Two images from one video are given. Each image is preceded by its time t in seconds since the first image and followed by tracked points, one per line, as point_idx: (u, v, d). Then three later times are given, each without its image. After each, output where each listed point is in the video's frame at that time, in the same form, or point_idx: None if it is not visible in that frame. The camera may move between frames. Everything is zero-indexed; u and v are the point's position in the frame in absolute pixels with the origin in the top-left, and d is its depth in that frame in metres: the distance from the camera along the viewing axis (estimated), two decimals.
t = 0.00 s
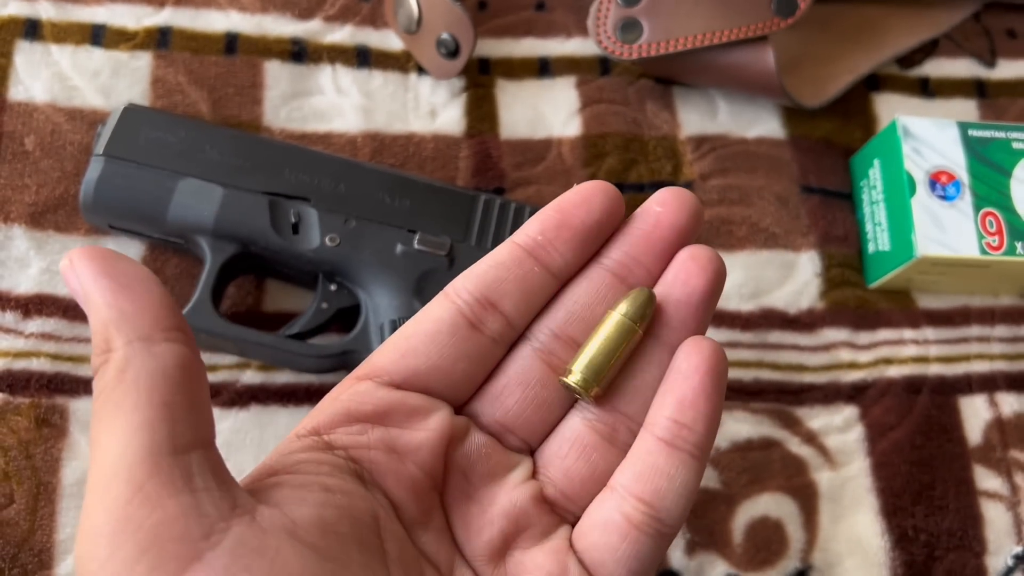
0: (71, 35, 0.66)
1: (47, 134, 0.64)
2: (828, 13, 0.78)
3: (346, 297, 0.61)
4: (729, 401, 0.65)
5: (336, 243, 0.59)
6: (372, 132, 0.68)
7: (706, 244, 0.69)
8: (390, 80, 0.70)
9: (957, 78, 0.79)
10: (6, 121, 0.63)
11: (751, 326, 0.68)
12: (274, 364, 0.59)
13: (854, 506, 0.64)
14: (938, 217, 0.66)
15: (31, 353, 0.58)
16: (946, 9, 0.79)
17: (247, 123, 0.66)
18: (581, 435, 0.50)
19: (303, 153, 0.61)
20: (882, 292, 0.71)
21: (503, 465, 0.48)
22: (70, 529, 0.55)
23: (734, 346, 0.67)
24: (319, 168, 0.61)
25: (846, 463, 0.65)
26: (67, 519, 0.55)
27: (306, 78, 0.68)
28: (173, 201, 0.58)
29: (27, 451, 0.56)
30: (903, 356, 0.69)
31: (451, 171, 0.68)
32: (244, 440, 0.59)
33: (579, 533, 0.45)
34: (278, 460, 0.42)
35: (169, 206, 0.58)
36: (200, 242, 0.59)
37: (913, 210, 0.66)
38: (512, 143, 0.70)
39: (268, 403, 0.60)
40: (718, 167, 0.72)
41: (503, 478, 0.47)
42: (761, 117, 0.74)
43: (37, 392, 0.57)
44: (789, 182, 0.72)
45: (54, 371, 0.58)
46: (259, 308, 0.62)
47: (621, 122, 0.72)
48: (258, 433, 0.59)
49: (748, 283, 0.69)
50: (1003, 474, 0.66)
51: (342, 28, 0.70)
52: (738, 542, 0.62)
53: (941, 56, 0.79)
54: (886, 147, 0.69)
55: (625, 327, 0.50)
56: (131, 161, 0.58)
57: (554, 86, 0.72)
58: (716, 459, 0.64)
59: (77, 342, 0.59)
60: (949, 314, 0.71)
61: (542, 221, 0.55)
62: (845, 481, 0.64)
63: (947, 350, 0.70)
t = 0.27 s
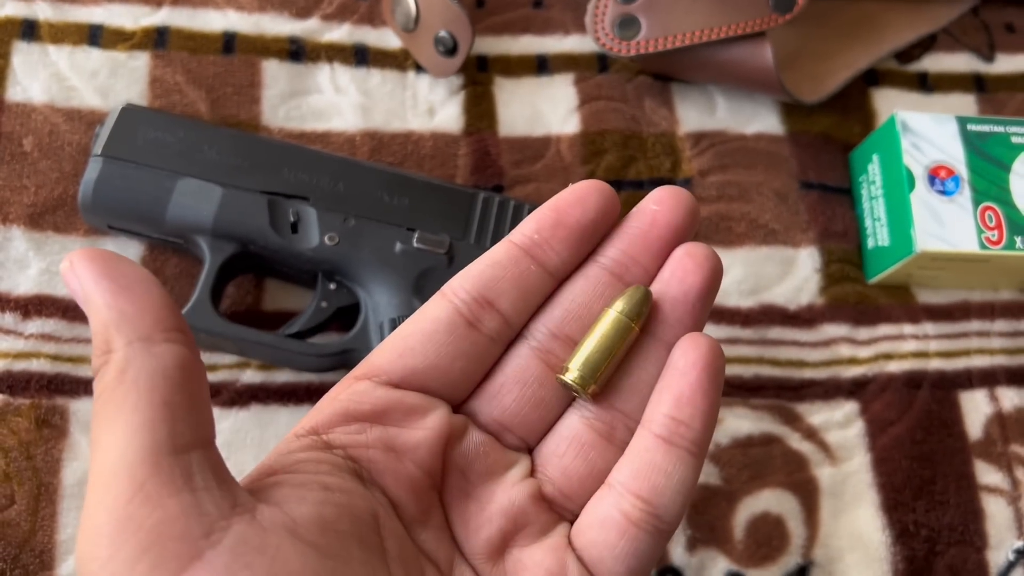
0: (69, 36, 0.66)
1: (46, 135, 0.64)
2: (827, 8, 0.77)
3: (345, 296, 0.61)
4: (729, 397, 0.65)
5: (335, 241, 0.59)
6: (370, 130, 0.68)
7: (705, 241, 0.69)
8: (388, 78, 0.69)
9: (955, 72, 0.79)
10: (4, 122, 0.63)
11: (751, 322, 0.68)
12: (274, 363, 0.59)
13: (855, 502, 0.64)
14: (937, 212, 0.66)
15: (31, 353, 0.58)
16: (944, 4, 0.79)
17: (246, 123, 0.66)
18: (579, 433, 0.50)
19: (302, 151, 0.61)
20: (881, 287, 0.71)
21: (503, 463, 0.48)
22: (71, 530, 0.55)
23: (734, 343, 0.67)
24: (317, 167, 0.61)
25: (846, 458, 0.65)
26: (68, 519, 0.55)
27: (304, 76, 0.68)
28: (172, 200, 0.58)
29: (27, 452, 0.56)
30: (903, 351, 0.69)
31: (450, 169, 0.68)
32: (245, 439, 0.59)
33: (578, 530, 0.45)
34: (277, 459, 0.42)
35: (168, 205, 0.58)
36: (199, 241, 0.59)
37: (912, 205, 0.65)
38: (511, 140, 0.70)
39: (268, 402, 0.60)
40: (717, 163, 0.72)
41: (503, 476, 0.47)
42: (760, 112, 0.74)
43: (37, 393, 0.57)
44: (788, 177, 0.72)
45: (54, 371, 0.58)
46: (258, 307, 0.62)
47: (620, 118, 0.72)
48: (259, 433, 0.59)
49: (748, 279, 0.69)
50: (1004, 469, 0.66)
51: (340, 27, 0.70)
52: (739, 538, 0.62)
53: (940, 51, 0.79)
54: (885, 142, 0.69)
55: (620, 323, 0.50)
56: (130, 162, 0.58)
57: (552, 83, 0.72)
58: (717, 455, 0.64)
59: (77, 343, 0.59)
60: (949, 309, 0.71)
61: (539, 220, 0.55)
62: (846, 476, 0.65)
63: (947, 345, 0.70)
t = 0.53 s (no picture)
0: (68, 37, 0.66)
1: (46, 137, 0.64)
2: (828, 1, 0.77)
3: (347, 296, 0.61)
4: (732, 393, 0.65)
5: (336, 241, 0.59)
6: (370, 130, 0.68)
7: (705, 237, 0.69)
8: (387, 77, 0.69)
9: (956, 66, 0.79)
10: (5, 124, 0.63)
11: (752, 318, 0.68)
12: (276, 364, 0.59)
13: (858, 496, 0.64)
14: (938, 206, 0.66)
15: (33, 356, 0.58)
16: None
17: (246, 123, 0.66)
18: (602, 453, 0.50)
19: (302, 151, 0.61)
20: (883, 282, 0.71)
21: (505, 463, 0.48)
22: (75, 532, 0.55)
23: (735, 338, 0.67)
24: (318, 167, 0.61)
25: (849, 453, 0.65)
26: (72, 521, 0.55)
27: (304, 76, 0.68)
28: (173, 202, 0.58)
29: (31, 454, 0.56)
30: (905, 346, 0.69)
31: (451, 167, 0.68)
32: (248, 440, 0.59)
33: (591, 550, 0.46)
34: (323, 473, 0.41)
35: (169, 207, 0.58)
36: (201, 242, 0.59)
37: (913, 199, 0.65)
38: (511, 138, 0.70)
39: (271, 402, 0.60)
40: (718, 159, 0.72)
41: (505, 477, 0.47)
42: (760, 108, 0.74)
43: (39, 395, 0.57)
44: (788, 173, 0.72)
45: (57, 373, 0.58)
46: (260, 307, 0.62)
47: (620, 115, 0.72)
48: (262, 433, 0.59)
49: (749, 275, 0.69)
50: (1007, 462, 0.66)
51: (339, 26, 0.70)
52: (743, 534, 0.62)
53: (940, 45, 0.79)
54: (885, 137, 0.69)
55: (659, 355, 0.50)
56: (131, 163, 0.58)
57: (552, 81, 0.72)
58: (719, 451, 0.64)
59: (79, 345, 0.59)
60: (951, 303, 0.71)
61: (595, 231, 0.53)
62: (849, 472, 0.65)
63: (949, 339, 0.70)
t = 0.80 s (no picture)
0: (53, 62, 0.68)
1: (31, 160, 0.66)
2: (797, 16, 0.79)
3: (323, 311, 0.62)
4: (698, 401, 0.68)
5: (311, 260, 0.61)
6: (347, 148, 0.69)
7: (674, 249, 0.71)
8: (364, 97, 0.71)
9: (923, 78, 0.80)
10: None
11: (720, 328, 0.70)
12: (254, 379, 0.61)
13: (821, 500, 0.66)
14: (900, 218, 0.67)
15: (20, 373, 0.60)
16: (914, 9, 0.81)
17: (226, 144, 0.68)
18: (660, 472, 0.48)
19: (279, 172, 0.63)
20: (850, 290, 0.72)
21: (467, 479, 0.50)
22: (61, 544, 0.57)
23: (702, 348, 0.69)
24: (294, 187, 0.63)
25: (813, 458, 0.67)
26: (58, 534, 0.57)
27: (282, 97, 0.70)
28: (154, 223, 0.60)
29: (18, 469, 0.58)
30: (870, 353, 0.71)
31: (426, 184, 0.70)
32: (229, 453, 0.61)
33: None
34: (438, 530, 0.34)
35: (149, 228, 0.60)
36: (181, 262, 0.61)
37: (875, 211, 0.67)
38: (485, 155, 0.72)
39: (250, 416, 0.62)
40: (687, 173, 0.73)
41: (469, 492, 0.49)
42: (729, 122, 0.76)
43: (26, 412, 0.59)
44: (756, 185, 0.74)
45: (42, 391, 0.60)
46: (239, 323, 0.65)
47: (591, 131, 0.73)
48: (241, 446, 0.61)
49: (717, 286, 0.71)
50: (969, 466, 0.69)
51: (317, 47, 0.72)
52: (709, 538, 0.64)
53: (908, 56, 0.81)
54: (849, 149, 0.71)
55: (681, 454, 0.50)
56: (112, 187, 0.60)
57: (525, 98, 0.74)
58: (686, 458, 0.66)
59: (64, 362, 0.61)
60: (915, 311, 0.73)
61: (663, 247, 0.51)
62: (813, 477, 0.67)
63: (914, 346, 0.71)
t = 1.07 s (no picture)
0: None
1: None
2: (708, 47, 0.81)
3: (230, 346, 0.65)
4: (600, 426, 0.70)
5: (216, 297, 0.64)
6: (261, 184, 0.72)
7: (580, 278, 0.74)
8: (279, 134, 0.74)
9: (831, 106, 0.82)
10: None
11: (623, 354, 0.72)
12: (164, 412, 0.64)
13: (718, 521, 0.69)
14: (794, 248, 0.69)
15: None
16: (825, 36, 0.83)
17: (143, 183, 0.70)
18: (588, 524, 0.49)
19: (188, 213, 0.66)
20: (752, 316, 0.75)
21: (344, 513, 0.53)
22: None
23: (606, 374, 0.72)
24: (202, 227, 0.65)
25: (711, 480, 0.70)
26: None
27: (199, 136, 0.72)
28: (65, 264, 0.63)
29: None
30: (770, 377, 0.73)
31: (338, 220, 0.72)
32: (140, 483, 0.64)
33: None
34: None
35: (61, 269, 0.63)
36: (92, 300, 0.64)
37: (769, 243, 0.69)
38: (398, 189, 0.74)
39: (162, 447, 0.65)
40: (594, 204, 0.76)
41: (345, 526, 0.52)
42: (638, 153, 0.78)
43: None
44: (662, 215, 0.77)
45: None
46: (153, 357, 0.67)
47: (501, 164, 0.76)
48: (153, 476, 0.64)
49: (621, 313, 0.73)
50: (864, 486, 0.71)
51: (234, 86, 0.74)
52: (607, 559, 0.67)
53: (818, 84, 0.83)
54: (749, 181, 0.73)
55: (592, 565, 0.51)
56: (24, 229, 0.63)
57: (438, 132, 0.76)
58: (587, 482, 0.69)
59: None
60: (818, 335, 0.75)
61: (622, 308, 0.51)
62: (710, 499, 0.69)
63: (814, 370, 0.74)
